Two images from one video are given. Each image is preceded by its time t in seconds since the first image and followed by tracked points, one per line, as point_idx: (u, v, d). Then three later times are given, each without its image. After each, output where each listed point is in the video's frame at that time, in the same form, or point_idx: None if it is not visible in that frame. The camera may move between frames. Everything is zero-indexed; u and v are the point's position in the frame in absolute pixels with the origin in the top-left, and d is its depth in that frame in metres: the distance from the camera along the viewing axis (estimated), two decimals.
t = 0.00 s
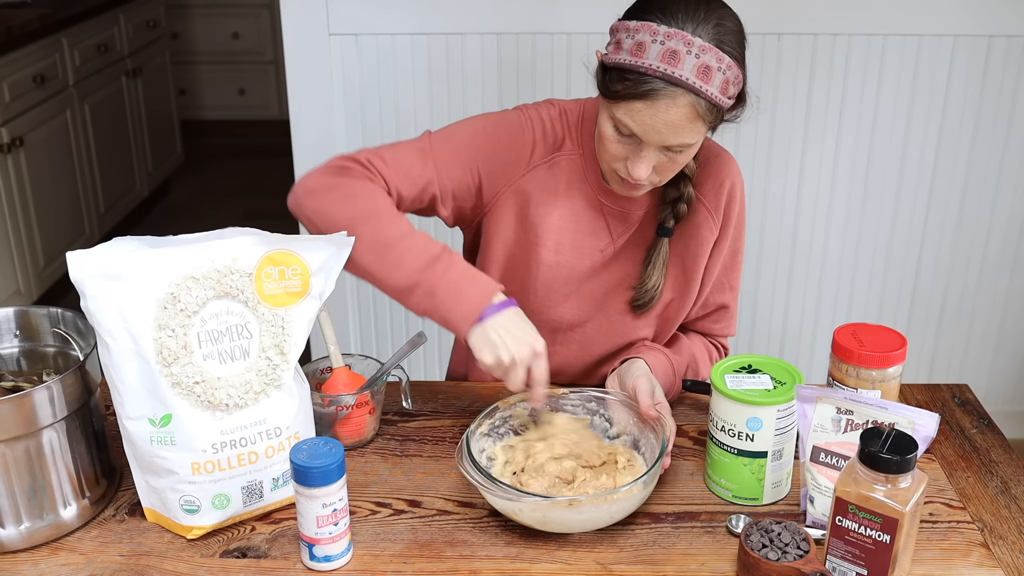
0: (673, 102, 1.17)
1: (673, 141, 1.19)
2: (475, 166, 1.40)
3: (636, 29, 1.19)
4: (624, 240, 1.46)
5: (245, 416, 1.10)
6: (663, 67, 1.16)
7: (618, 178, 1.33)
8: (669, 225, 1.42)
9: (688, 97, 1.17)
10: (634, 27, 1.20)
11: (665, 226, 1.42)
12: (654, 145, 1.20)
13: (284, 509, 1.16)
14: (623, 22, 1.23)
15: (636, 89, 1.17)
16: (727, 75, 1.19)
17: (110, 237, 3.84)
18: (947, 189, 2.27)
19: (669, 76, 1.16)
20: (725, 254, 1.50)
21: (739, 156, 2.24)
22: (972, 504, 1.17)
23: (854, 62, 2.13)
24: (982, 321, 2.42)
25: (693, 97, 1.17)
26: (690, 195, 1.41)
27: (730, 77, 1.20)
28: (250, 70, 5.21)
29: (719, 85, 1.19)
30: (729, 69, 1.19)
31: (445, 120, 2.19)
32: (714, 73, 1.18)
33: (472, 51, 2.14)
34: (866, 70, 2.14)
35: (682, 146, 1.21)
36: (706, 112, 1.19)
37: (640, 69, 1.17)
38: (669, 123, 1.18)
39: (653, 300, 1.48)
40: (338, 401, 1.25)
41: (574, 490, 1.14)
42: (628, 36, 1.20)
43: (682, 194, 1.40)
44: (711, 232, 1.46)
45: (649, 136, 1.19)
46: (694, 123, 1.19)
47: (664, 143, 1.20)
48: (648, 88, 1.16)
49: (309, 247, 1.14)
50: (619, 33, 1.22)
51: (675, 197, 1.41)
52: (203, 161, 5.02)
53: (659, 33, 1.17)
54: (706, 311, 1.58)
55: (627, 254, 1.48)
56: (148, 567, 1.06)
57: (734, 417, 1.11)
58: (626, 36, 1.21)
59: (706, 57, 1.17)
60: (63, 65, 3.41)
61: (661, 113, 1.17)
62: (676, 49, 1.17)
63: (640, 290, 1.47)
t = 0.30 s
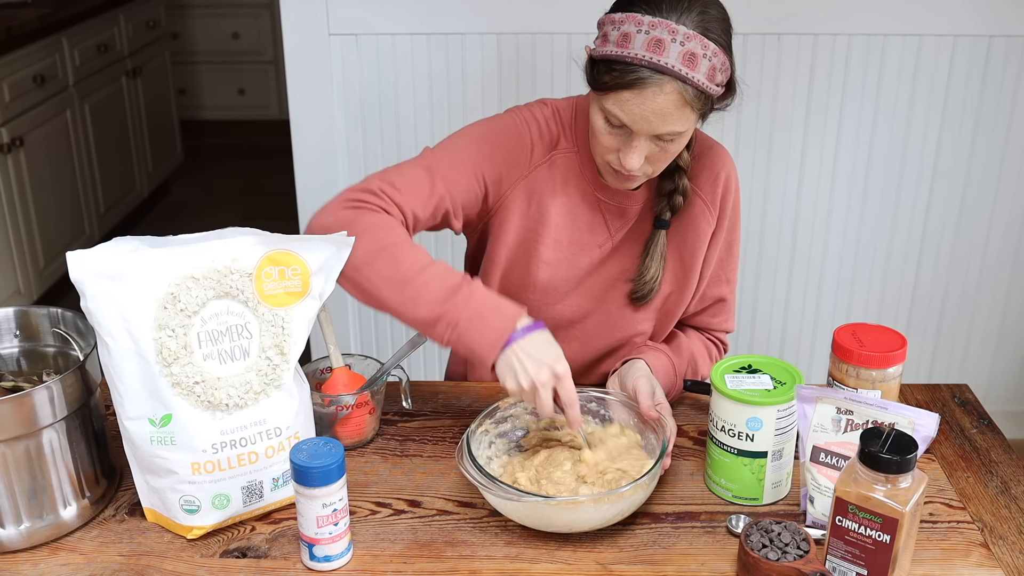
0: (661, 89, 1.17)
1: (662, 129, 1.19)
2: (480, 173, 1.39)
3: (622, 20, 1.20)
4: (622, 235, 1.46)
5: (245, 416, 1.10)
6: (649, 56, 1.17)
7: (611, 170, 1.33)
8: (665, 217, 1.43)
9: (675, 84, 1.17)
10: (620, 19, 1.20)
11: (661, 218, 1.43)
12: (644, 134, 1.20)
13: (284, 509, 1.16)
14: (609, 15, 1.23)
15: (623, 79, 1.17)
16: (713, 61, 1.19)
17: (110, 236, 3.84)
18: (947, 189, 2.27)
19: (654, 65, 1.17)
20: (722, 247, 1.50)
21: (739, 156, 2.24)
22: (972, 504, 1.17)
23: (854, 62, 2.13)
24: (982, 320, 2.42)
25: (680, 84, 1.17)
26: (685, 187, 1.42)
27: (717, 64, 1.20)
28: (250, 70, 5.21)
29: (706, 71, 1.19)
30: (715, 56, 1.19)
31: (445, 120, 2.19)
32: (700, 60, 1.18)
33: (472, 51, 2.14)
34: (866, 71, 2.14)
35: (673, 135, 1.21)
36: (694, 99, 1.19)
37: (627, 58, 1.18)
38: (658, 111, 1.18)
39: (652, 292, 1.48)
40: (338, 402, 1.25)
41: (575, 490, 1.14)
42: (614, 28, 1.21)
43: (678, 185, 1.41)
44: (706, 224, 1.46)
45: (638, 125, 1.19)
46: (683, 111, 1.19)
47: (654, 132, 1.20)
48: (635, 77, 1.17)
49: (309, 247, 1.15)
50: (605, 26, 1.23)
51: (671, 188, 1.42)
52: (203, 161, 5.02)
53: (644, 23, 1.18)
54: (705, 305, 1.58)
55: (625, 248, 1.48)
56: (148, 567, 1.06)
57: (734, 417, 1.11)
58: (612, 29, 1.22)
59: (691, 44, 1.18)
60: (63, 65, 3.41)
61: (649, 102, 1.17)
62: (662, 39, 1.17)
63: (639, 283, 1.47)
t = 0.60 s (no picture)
0: (645, 75, 1.17)
1: (653, 116, 1.19)
2: (490, 173, 1.45)
3: (607, 14, 1.22)
4: (632, 230, 1.47)
5: (245, 417, 1.10)
6: (632, 44, 1.17)
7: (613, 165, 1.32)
8: (674, 212, 1.42)
9: (659, 68, 1.17)
10: (606, 13, 1.22)
11: (669, 213, 1.42)
12: (637, 122, 1.20)
13: (284, 509, 1.16)
14: (598, 12, 1.25)
15: (609, 68, 1.18)
16: (698, 45, 1.20)
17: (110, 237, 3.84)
18: (947, 190, 2.27)
19: (638, 50, 1.17)
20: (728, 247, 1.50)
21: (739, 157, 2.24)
22: (972, 505, 1.17)
23: (854, 63, 2.13)
24: (982, 321, 2.42)
25: (664, 69, 1.17)
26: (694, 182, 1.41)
27: (703, 47, 1.20)
28: (250, 71, 5.21)
29: (691, 54, 1.19)
30: (699, 40, 1.19)
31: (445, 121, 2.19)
32: (683, 43, 1.18)
33: (472, 51, 2.14)
34: (866, 72, 2.14)
35: (666, 122, 1.20)
36: (681, 83, 1.18)
37: (612, 48, 1.19)
38: (644, 96, 1.18)
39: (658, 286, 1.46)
40: (337, 402, 1.25)
41: (573, 491, 1.14)
42: (602, 23, 1.23)
43: (686, 181, 1.41)
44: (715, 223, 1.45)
45: (628, 113, 1.19)
46: (671, 95, 1.19)
47: (646, 119, 1.19)
48: (621, 65, 1.17)
49: (310, 248, 1.15)
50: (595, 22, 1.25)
51: (679, 183, 1.41)
52: (203, 162, 5.02)
53: (626, 13, 1.19)
54: (709, 305, 1.57)
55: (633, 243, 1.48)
56: (148, 568, 1.06)
57: (734, 417, 1.11)
58: (601, 24, 1.24)
59: (674, 29, 1.18)
60: (63, 66, 3.41)
61: (634, 87, 1.17)
62: (643, 26, 1.18)
63: (644, 275, 1.45)
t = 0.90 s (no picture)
0: (612, 55, 1.19)
1: (626, 94, 1.21)
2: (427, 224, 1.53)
3: (544, 15, 1.23)
4: (575, 226, 1.48)
5: (245, 416, 1.10)
6: (590, 30, 1.20)
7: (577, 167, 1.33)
8: (619, 188, 1.44)
9: (623, 44, 1.20)
10: (540, 15, 1.23)
11: (615, 190, 1.44)
12: (611, 107, 1.22)
13: (284, 509, 1.16)
14: (524, 19, 1.26)
15: (575, 60, 1.19)
16: (638, 13, 1.24)
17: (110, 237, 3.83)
18: (947, 190, 2.27)
19: (598, 35, 1.19)
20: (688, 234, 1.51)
21: (740, 157, 2.23)
22: (972, 504, 1.17)
23: (854, 62, 2.13)
24: (983, 321, 2.42)
25: (627, 42, 1.20)
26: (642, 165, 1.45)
27: (641, 16, 1.25)
28: (250, 70, 5.21)
29: (638, 23, 1.23)
30: (637, 9, 1.24)
31: (444, 120, 2.19)
32: (631, 15, 1.22)
33: (472, 51, 2.13)
34: (866, 71, 2.14)
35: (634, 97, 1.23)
36: (640, 50, 1.22)
37: (570, 41, 1.20)
38: (615, 77, 1.19)
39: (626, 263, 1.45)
40: (338, 402, 1.25)
41: (573, 490, 1.14)
42: (540, 26, 1.24)
43: (622, 156, 1.45)
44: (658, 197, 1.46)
45: (604, 98, 1.20)
46: (635, 69, 1.21)
47: (620, 100, 1.21)
48: (586, 53, 1.19)
49: (310, 247, 1.15)
50: (528, 29, 1.26)
51: (616, 161, 1.44)
52: (203, 162, 5.02)
53: (569, 6, 1.21)
54: (687, 292, 1.55)
55: (582, 238, 1.48)
56: (148, 567, 1.06)
57: (734, 417, 1.11)
58: (537, 28, 1.24)
59: (619, 6, 1.22)
60: (63, 66, 3.41)
61: (607, 71, 1.19)
62: (592, 11, 1.21)
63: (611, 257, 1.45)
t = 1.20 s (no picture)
0: None
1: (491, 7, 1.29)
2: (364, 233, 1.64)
3: None
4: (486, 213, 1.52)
5: (245, 416, 1.10)
6: None
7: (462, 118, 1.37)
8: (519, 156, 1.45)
9: None
10: None
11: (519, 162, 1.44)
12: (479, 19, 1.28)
13: (284, 508, 1.16)
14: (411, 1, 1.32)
15: None
16: None
17: (110, 236, 3.83)
18: (947, 191, 2.27)
19: None
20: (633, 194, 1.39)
21: (739, 156, 2.23)
22: (972, 504, 1.17)
23: (854, 62, 2.13)
24: (983, 321, 2.42)
25: None
26: (523, 166, 1.44)
27: None
28: (250, 70, 5.21)
29: None
30: None
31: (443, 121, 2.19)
32: None
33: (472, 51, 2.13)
34: (866, 71, 2.14)
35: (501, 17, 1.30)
36: None
37: None
38: None
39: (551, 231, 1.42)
40: (338, 402, 1.25)
41: (571, 489, 1.14)
42: None
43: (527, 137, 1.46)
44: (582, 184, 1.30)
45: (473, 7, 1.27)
46: None
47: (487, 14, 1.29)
48: None
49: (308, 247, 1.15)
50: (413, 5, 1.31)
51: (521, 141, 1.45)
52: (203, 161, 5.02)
53: None
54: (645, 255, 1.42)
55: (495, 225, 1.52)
56: (148, 567, 1.06)
57: (734, 417, 1.10)
58: None
59: None
60: (63, 65, 3.41)
61: None
62: None
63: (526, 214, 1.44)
